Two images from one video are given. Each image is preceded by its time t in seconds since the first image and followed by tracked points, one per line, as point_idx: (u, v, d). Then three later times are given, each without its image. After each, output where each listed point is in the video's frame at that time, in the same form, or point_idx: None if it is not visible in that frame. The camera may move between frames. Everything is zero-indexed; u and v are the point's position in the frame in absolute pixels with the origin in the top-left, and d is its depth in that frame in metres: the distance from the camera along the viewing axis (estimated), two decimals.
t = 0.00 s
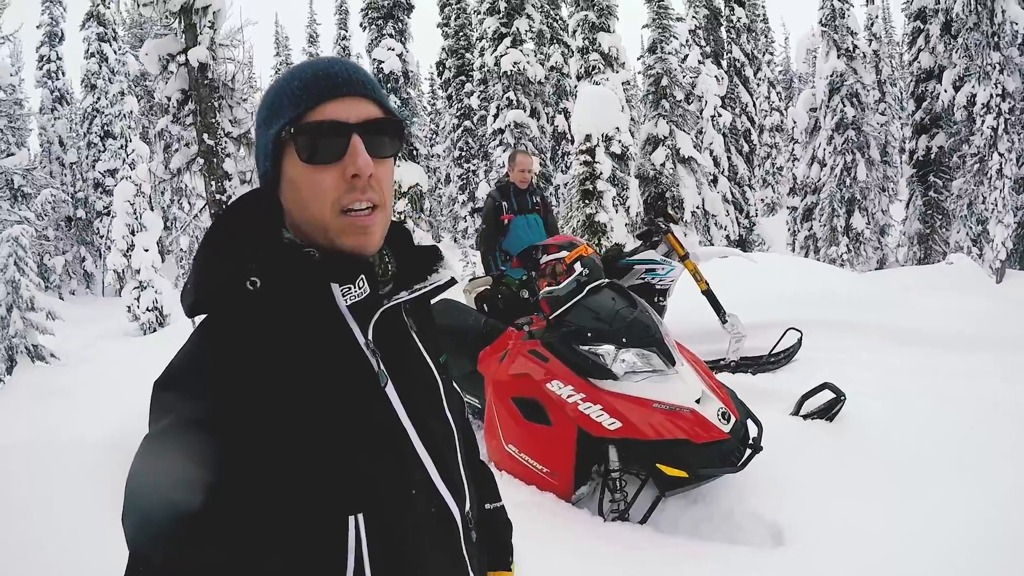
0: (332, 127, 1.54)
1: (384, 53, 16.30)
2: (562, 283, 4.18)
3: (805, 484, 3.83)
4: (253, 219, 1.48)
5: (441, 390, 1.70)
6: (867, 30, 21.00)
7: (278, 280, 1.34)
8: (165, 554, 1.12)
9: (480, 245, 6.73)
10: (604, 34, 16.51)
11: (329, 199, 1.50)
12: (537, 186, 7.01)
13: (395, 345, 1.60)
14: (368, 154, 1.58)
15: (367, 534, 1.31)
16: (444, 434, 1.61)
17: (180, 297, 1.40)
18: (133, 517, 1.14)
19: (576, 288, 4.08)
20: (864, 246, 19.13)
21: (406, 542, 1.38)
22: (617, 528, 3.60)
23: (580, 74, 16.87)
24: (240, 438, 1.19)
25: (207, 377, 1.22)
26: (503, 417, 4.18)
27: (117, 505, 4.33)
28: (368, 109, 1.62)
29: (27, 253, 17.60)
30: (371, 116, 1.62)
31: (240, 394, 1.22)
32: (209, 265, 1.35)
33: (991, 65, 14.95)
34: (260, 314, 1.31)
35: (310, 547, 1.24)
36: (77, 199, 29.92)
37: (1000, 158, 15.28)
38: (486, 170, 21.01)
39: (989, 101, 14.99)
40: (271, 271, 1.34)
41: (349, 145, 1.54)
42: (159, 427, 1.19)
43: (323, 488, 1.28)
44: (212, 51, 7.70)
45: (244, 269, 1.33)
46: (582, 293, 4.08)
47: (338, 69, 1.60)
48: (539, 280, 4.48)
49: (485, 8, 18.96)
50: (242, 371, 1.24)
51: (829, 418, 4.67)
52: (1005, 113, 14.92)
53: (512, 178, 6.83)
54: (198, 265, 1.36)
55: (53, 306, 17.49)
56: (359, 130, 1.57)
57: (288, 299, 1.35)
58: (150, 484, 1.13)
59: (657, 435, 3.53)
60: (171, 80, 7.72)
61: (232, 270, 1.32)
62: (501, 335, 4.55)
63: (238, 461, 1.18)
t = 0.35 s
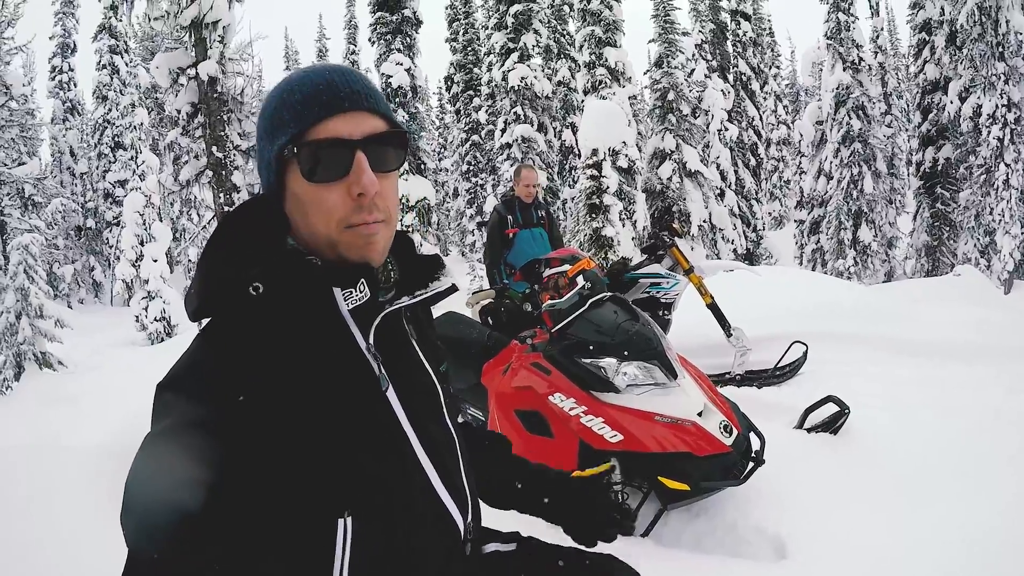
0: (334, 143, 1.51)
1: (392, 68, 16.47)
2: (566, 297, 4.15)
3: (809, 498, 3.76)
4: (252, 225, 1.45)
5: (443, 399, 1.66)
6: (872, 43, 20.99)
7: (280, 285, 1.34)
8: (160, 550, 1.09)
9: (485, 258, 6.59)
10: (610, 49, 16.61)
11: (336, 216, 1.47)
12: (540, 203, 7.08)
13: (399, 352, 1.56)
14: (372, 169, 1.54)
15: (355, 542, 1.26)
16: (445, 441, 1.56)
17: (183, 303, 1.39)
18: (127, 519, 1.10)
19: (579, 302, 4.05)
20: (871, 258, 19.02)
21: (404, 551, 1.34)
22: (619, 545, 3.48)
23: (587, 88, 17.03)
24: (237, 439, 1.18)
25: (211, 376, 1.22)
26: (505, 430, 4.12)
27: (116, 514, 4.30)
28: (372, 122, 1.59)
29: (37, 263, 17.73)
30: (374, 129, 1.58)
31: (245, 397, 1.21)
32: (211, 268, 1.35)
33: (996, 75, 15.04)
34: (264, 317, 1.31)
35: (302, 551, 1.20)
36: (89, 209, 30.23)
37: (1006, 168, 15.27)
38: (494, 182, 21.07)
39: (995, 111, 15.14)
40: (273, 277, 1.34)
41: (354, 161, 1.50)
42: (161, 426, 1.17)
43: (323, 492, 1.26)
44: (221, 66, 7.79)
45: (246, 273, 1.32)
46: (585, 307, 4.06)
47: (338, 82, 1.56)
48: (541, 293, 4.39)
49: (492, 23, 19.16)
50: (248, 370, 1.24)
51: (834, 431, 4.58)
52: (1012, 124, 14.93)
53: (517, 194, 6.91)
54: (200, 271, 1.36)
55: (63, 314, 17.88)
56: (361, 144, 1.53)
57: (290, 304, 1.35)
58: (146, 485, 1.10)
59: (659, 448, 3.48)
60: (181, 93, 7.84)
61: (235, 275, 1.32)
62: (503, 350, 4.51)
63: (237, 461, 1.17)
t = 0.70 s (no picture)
0: (382, 154, 1.56)
1: (397, 69, 16.51)
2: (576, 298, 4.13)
3: (815, 502, 3.76)
4: (290, 228, 1.49)
5: (471, 419, 1.62)
6: (879, 44, 20.91)
7: (308, 292, 1.35)
8: (175, 548, 1.10)
9: (493, 259, 6.68)
10: (616, 50, 16.56)
11: (367, 222, 1.52)
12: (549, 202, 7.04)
13: (428, 371, 1.54)
14: (414, 185, 1.58)
15: (366, 559, 1.27)
16: (471, 463, 1.54)
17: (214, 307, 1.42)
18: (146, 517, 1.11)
19: (588, 304, 4.01)
20: (878, 260, 18.92)
21: (410, 569, 1.34)
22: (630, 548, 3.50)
23: (593, 89, 17.02)
24: (256, 444, 1.18)
25: (233, 379, 1.23)
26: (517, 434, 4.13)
27: (123, 513, 4.34)
28: (421, 140, 1.64)
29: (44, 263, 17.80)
30: (423, 148, 1.64)
31: (266, 403, 1.22)
32: (244, 271, 1.38)
33: (1004, 76, 14.87)
34: (290, 324, 1.33)
35: (309, 557, 1.21)
36: (94, 210, 30.34)
37: (1014, 170, 15.19)
38: (499, 183, 21.05)
39: (1002, 113, 14.93)
40: (302, 283, 1.35)
41: (396, 174, 1.55)
42: (181, 422, 1.17)
43: (337, 503, 1.27)
44: (226, 66, 7.81)
45: (277, 279, 1.35)
46: (595, 310, 4.02)
47: (400, 99, 1.63)
48: (551, 296, 4.53)
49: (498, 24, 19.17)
50: (271, 380, 1.24)
51: (845, 435, 4.56)
52: (1019, 125, 14.83)
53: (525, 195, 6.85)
54: (233, 275, 1.38)
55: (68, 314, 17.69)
56: (408, 159, 1.58)
57: (316, 312, 1.36)
58: (160, 482, 1.10)
59: (669, 453, 3.47)
60: (187, 94, 7.88)
61: (266, 280, 1.35)
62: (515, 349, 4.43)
63: (246, 465, 1.16)
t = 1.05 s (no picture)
0: (415, 156, 1.58)
1: (400, 66, 16.49)
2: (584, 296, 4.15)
3: (821, 500, 3.77)
4: (323, 226, 1.51)
5: (487, 427, 1.63)
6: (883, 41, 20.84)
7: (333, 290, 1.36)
8: (182, 540, 1.13)
9: (499, 257, 6.60)
10: (619, 47, 16.53)
11: (400, 224, 1.53)
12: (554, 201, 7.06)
13: (446, 377, 1.56)
14: (446, 188, 1.60)
15: (369, 563, 1.27)
16: (485, 476, 1.55)
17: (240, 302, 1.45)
18: (161, 500, 1.15)
19: (597, 302, 4.04)
20: (881, 259, 18.89)
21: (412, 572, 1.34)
22: (636, 547, 3.51)
23: (596, 87, 16.98)
24: (267, 440, 1.19)
25: (251, 374, 1.24)
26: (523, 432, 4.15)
27: (131, 510, 4.38)
28: (453, 146, 1.67)
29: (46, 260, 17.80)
30: (455, 153, 1.66)
31: (286, 399, 1.24)
32: (271, 267, 1.40)
33: (1008, 75, 14.76)
34: (311, 322, 1.34)
35: (311, 559, 1.21)
36: (97, 207, 30.35)
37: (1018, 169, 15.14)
38: (502, 181, 21.01)
39: (1006, 111, 14.91)
40: (328, 280, 1.37)
41: (430, 177, 1.58)
42: (197, 413, 1.20)
43: (341, 506, 1.27)
44: (230, 62, 7.83)
45: (303, 275, 1.37)
46: (604, 308, 4.04)
47: (434, 106, 1.67)
48: (558, 294, 4.45)
49: (501, 21, 19.14)
50: (290, 380, 1.26)
51: (850, 433, 4.57)
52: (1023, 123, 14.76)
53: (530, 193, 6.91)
54: (261, 271, 1.40)
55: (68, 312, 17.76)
56: (441, 163, 1.61)
57: (339, 310, 1.37)
58: (175, 477, 1.14)
59: (677, 451, 3.48)
60: (190, 90, 7.88)
61: (291, 275, 1.37)
62: (520, 348, 4.48)
63: (254, 460, 1.17)
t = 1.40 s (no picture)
0: (403, 154, 1.60)
1: (402, 66, 16.50)
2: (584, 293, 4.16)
3: (820, 499, 3.76)
4: (315, 220, 1.52)
5: (478, 420, 1.65)
6: (884, 41, 20.80)
7: (329, 284, 1.38)
8: (183, 533, 1.14)
9: (499, 256, 6.64)
10: (621, 47, 16.54)
11: (389, 221, 1.55)
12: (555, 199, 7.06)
13: (441, 371, 1.56)
14: (434, 184, 1.61)
15: (366, 557, 1.29)
16: (476, 470, 1.56)
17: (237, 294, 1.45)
18: (160, 495, 1.15)
19: (597, 299, 4.05)
20: (882, 258, 18.89)
21: (406, 568, 1.34)
22: (635, 542, 3.53)
23: (598, 87, 16.96)
24: (268, 434, 1.21)
25: (250, 370, 1.25)
26: (521, 429, 4.16)
27: (129, 509, 4.37)
28: (444, 140, 1.67)
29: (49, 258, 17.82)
30: (446, 148, 1.66)
31: (286, 395, 1.25)
32: (267, 261, 1.40)
33: (1009, 74, 14.88)
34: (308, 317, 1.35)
35: (309, 553, 1.23)
36: (99, 206, 30.39)
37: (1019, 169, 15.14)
38: (503, 181, 20.97)
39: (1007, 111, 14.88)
40: (325, 275, 1.38)
41: (418, 173, 1.59)
42: (195, 408, 1.21)
43: (338, 500, 1.28)
44: (232, 61, 7.85)
45: (300, 270, 1.38)
46: (603, 305, 4.05)
47: (425, 100, 1.66)
48: (558, 291, 4.46)
49: (503, 21, 19.15)
50: (288, 376, 1.27)
51: (850, 431, 4.58)
52: None
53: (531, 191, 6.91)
54: (257, 265, 1.41)
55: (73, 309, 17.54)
56: (430, 159, 1.62)
57: (335, 304, 1.38)
58: (174, 473, 1.15)
59: (676, 448, 3.49)
60: (193, 89, 7.90)
61: (288, 271, 1.38)
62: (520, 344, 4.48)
63: (251, 455, 1.18)
